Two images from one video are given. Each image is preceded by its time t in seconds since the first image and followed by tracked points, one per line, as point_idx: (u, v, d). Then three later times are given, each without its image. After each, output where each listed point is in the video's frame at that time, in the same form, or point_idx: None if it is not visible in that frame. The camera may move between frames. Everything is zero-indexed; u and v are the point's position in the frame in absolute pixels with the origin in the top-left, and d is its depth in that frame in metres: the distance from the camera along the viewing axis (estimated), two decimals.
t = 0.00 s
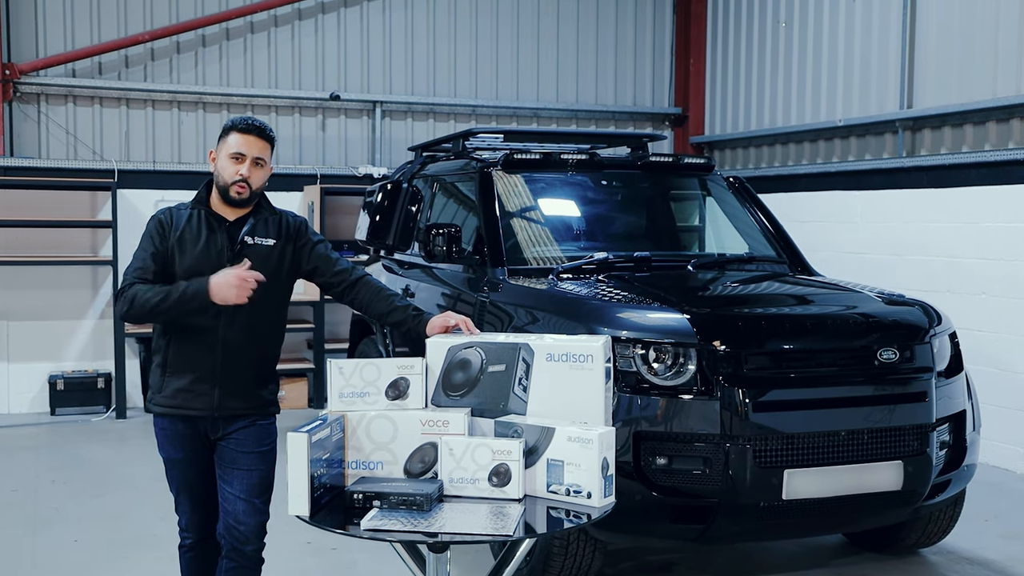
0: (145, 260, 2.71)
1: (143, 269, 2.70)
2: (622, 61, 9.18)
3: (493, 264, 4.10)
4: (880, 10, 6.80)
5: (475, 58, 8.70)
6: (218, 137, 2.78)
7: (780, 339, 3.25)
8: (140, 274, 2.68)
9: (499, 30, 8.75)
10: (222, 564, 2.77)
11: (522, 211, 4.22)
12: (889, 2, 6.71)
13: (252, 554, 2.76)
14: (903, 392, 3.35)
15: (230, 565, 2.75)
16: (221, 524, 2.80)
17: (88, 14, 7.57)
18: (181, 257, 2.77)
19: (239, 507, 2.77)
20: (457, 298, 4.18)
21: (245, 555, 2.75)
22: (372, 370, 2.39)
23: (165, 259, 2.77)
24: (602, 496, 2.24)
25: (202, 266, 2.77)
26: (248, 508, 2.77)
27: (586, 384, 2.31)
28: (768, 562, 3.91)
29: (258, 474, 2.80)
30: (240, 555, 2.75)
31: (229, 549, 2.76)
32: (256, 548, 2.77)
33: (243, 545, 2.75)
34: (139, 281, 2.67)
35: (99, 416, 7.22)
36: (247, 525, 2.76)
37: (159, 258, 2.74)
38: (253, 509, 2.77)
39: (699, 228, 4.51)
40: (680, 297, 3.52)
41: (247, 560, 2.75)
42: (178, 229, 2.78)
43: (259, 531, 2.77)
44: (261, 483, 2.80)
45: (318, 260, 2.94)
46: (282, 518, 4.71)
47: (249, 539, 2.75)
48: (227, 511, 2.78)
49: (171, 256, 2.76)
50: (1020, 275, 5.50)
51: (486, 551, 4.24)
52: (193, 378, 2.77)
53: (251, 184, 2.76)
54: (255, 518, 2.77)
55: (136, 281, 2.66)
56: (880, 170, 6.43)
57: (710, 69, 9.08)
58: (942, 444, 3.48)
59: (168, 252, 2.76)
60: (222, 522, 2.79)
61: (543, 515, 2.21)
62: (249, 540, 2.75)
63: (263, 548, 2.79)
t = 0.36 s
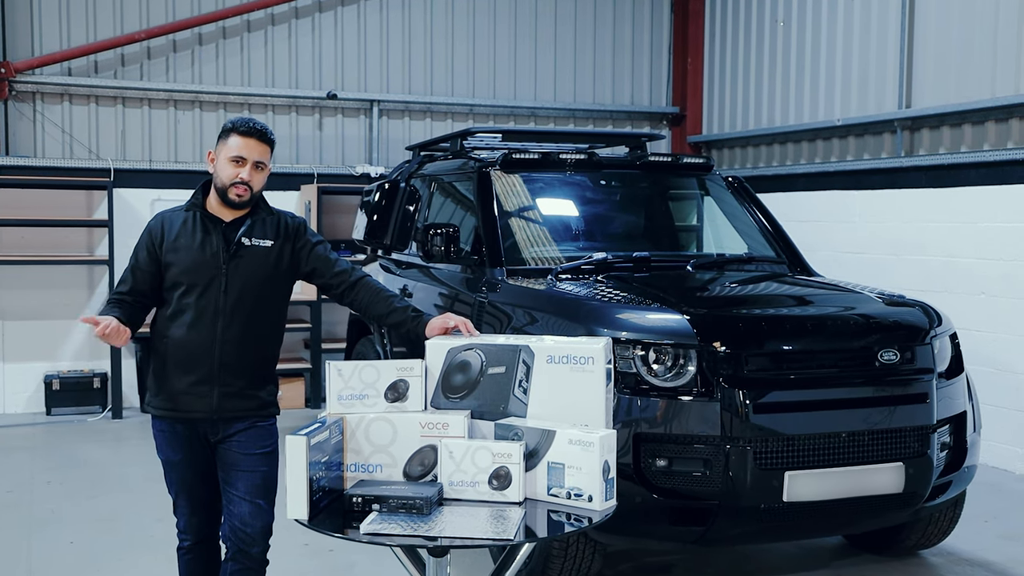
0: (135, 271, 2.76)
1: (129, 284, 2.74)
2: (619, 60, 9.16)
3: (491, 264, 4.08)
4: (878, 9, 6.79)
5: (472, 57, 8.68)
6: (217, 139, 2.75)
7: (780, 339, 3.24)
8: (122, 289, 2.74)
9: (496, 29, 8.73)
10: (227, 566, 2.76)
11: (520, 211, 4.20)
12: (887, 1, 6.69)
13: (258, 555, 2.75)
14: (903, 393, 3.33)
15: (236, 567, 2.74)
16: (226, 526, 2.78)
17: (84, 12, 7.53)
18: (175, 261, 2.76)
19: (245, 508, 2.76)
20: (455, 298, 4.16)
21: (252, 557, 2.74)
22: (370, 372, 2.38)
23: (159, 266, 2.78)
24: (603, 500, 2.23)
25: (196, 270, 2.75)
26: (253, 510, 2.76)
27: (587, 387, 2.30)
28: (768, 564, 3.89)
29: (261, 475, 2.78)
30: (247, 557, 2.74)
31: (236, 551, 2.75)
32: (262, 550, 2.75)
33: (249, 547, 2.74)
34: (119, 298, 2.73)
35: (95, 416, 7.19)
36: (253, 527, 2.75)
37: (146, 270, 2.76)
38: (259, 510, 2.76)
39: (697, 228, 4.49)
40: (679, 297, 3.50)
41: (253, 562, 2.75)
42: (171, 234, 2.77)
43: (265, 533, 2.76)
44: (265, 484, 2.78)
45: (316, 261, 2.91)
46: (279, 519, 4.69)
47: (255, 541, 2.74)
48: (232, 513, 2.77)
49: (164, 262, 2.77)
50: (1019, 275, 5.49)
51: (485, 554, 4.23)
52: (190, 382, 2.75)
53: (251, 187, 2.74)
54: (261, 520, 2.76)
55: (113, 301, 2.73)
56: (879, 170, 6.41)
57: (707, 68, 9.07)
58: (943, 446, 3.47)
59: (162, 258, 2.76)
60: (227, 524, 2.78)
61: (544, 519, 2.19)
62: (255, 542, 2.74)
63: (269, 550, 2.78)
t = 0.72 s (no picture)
0: (133, 271, 2.73)
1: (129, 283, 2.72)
2: (617, 61, 9.14)
3: (490, 266, 4.05)
4: (877, 9, 6.77)
5: (470, 57, 8.65)
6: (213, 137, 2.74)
7: (782, 341, 3.22)
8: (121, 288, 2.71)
9: (494, 29, 8.71)
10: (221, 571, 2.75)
11: (519, 212, 4.18)
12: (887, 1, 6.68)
13: (252, 560, 2.74)
14: (906, 395, 3.32)
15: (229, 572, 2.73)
16: (220, 529, 2.77)
17: (80, 13, 7.50)
18: (173, 263, 2.73)
19: (238, 513, 2.74)
20: (453, 299, 4.15)
21: (245, 562, 2.73)
22: (370, 375, 2.34)
23: (158, 266, 2.75)
24: (605, 504, 2.21)
25: (194, 271, 2.73)
26: (248, 514, 2.74)
27: (589, 390, 2.28)
28: (769, 567, 3.88)
29: (256, 479, 2.77)
30: (240, 562, 2.73)
31: (229, 555, 2.74)
32: (256, 555, 2.75)
33: (243, 552, 2.73)
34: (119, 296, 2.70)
35: (91, 418, 7.16)
36: (246, 531, 2.73)
37: (146, 270, 2.74)
38: (253, 515, 2.75)
39: (696, 228, 4.47)
40: (680, 299, 3.48)
41: (246, 566, 2.73)
42: (170, 235, 2.76)
43: (259, 537, 2.75)
44: (258, 488, 2.77)
45: (316, 263, 2.89)
46: (277, 522, 4.67)
47: (250, 546, 2.73)
48: (226, 516, 2.75)
49: (163, 264, 2.74)
50: (1019, 276, 5.48)
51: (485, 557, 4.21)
52: (187, 385, 2.73)
53: (244, 184, 2.72)
54: (255, 524, 2.74)
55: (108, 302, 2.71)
56: (878, 170, 6.40)
57: (706, 68, 9.05)
58: (946, 448, 3.46)
59: (160, 259, 2.74)
60: (221, 528, 2.76)
61: (546, 523, 2.17)
62: (249, 546, 2.73)
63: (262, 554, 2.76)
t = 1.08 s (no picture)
0: (141, 258, 2.66)
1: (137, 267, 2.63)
2: (616, 64, 9.13)
3: (490, 269, 4.03)
4: (877, 12, 6.77)
5: (468, 61, 8.64)
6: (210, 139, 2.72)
7: (784, 345, 3.20)
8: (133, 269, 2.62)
9: (493, 32, 8.69)
10: None
11: (519, 215, 4.16)
12: (887, 5, 6.67)
13: (248, 565, 2.70)
14: (909, 400, 3.30)
15: None
16: (215, 534, 2.73)
17: (78, 15, 7.48)
18: (174, 261, 2.70)
19: (234, 518, 2.70)
20: (451, 303, 4.13)
21: (241, 567, 2.69)
22: (371, 379, 2.31)
23: (161, 262, 2.70)
24: (609, 509, 2.18)
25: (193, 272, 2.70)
26: (243, 519, 2.70)
27: (593, 394, 2.25)
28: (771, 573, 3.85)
29: (253, 484, 2.74)
30: (236, 567, 2.69)
31: (225, 560, 2.69)
32: (252, 560, 2.70)
33: (238, 556, 2.69)
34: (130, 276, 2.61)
35: (88, 422, 7.12)
36: (242, 536, 2.69)
37: (151, 259, 2.67)
38: (250, 520, 2.71)
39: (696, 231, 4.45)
40: (681, 302, 3.46)
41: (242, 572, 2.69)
42: (169, 232, 2.72)
43: (255, 542, 2.71)
44: (256, 493, 2.74)
45: (314, 265, 2.86)
46: (276, 527, 4.64)
47: (245, 551, 2.69)
48: (221, 521, 2.72)
49: (165, 260, 2.70)
50: (1020, 280, 5.47)
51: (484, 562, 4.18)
52: (183, 386, 2.70)
53: (248, 185, 2.69)
54: (251, 529, 2.70)
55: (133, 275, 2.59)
56: (879, 174, 6.39)
57: (704, 72, 9.04)
58: (949, 452, 3.44)
59: (162, 253, 2.69)
60: (216, 533, 2.73)
61: (548, 529, 2.14)
62: (245, 551, 2.69)
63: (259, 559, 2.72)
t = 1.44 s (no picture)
0: (140, 267, 2.65)
1: (137, 276, 2.63)
2: (614, 67, 9.13)
3: (490, 272, 4.02)
4: (876, 15, 6.77)
5: (467, 63, 8.63)
6: (202, 154, 2.65)
7: (784, 347, 3.18)
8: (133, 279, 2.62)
9: (491, 35, 8.69)
10: None
11: (518, 217, 4.15)
12: (886, 7, 6.67)
13: (250, 569, 2.69)
14: (910, 403, 3.29)
15: None
16: (219, 538, 2.72)
17: (75, 17, 7.46)
18: (174, 265, 2.69)
19: (236, 521, 2.69)
20: (451, 306, 4.12)
21: (244, 571, 2.67)
22: (371, 382, 2.31)
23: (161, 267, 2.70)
24: (611, 513, 2.17)
25: (195, 275, 2.70)
26: (246, 522, 2.69)
27: (593, 397, 2.24)
28: None
29: (255, 487, 2.72)
30: (238, 570, 2.68)
31: (227, 564, 2.68)
32: (255, 564, 2.69)
33: (241, 560, 2.67)
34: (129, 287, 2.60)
35: (86, 425, 7.10)
36: (245, 540, 2.68)
37: (150, 266, 2.67)
38: (252, 523, 2.69)
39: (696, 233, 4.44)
40: (680, 305, 3.45)
41: None
42: (169, 236, 2.71)
43: (258, 546, 2.69)
44: (259, 496, 2.72)
45: (314, 267, 2.86)
46: (274, 530, 4.63)
47: (248, 554, 2.67)
48: (224, 525, 2.71)
49: (165, 265, 2.70)
50: (1020, 282, 5.46)
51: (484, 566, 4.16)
52: (185, 390, 2.69)
53: (254, 197, 2.69)
54: (254, 532, 2.69)
55: (132, 287, 2.59)
56: (879, 176, 6.39)
57: (703, 74, 9.04)
58: (951, 455, 3.43)
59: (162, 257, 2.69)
60: (219, 536, 2.72)
61: (549, 533, 2.13)
62: (247, 555, 2.67)
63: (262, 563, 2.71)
